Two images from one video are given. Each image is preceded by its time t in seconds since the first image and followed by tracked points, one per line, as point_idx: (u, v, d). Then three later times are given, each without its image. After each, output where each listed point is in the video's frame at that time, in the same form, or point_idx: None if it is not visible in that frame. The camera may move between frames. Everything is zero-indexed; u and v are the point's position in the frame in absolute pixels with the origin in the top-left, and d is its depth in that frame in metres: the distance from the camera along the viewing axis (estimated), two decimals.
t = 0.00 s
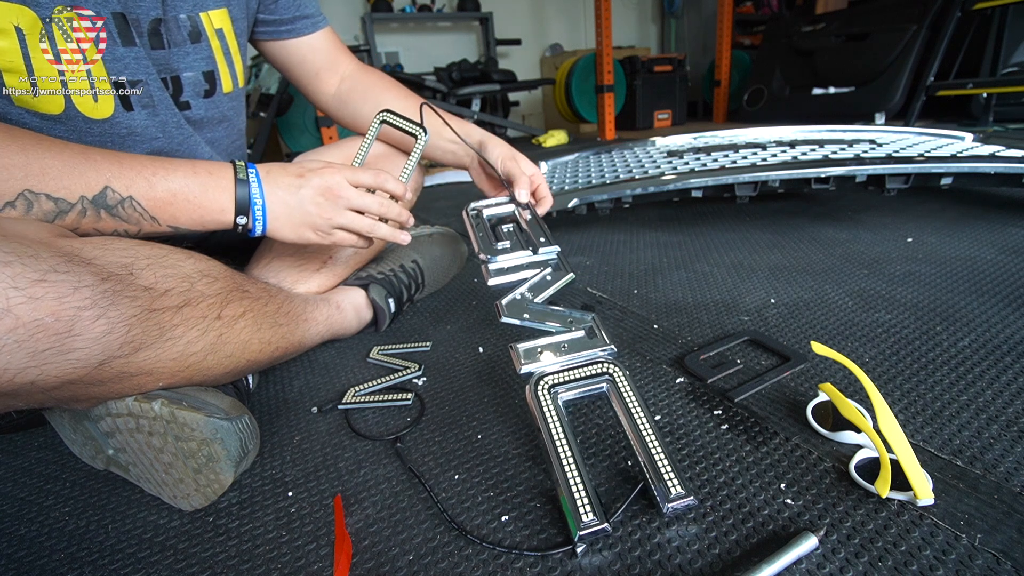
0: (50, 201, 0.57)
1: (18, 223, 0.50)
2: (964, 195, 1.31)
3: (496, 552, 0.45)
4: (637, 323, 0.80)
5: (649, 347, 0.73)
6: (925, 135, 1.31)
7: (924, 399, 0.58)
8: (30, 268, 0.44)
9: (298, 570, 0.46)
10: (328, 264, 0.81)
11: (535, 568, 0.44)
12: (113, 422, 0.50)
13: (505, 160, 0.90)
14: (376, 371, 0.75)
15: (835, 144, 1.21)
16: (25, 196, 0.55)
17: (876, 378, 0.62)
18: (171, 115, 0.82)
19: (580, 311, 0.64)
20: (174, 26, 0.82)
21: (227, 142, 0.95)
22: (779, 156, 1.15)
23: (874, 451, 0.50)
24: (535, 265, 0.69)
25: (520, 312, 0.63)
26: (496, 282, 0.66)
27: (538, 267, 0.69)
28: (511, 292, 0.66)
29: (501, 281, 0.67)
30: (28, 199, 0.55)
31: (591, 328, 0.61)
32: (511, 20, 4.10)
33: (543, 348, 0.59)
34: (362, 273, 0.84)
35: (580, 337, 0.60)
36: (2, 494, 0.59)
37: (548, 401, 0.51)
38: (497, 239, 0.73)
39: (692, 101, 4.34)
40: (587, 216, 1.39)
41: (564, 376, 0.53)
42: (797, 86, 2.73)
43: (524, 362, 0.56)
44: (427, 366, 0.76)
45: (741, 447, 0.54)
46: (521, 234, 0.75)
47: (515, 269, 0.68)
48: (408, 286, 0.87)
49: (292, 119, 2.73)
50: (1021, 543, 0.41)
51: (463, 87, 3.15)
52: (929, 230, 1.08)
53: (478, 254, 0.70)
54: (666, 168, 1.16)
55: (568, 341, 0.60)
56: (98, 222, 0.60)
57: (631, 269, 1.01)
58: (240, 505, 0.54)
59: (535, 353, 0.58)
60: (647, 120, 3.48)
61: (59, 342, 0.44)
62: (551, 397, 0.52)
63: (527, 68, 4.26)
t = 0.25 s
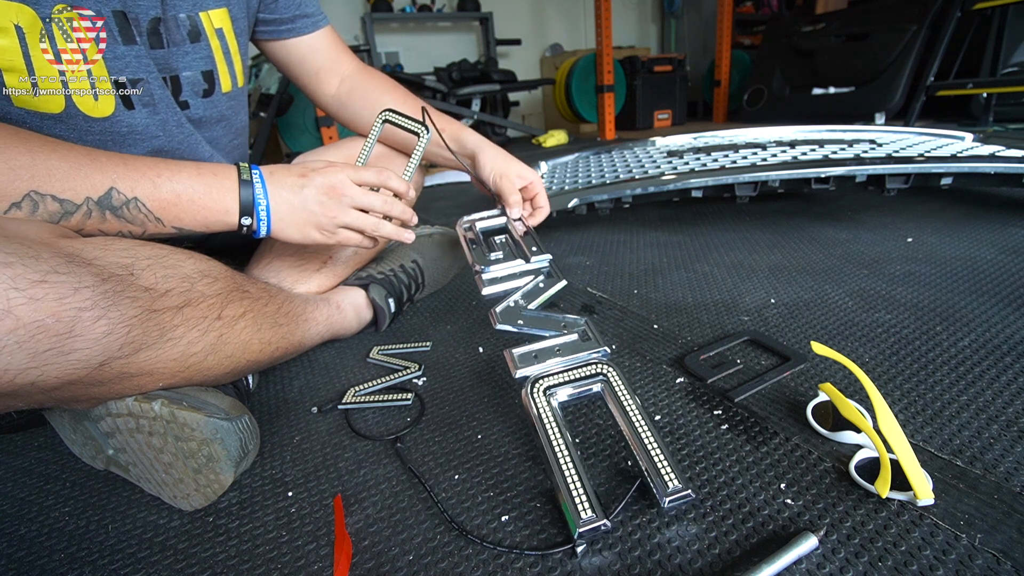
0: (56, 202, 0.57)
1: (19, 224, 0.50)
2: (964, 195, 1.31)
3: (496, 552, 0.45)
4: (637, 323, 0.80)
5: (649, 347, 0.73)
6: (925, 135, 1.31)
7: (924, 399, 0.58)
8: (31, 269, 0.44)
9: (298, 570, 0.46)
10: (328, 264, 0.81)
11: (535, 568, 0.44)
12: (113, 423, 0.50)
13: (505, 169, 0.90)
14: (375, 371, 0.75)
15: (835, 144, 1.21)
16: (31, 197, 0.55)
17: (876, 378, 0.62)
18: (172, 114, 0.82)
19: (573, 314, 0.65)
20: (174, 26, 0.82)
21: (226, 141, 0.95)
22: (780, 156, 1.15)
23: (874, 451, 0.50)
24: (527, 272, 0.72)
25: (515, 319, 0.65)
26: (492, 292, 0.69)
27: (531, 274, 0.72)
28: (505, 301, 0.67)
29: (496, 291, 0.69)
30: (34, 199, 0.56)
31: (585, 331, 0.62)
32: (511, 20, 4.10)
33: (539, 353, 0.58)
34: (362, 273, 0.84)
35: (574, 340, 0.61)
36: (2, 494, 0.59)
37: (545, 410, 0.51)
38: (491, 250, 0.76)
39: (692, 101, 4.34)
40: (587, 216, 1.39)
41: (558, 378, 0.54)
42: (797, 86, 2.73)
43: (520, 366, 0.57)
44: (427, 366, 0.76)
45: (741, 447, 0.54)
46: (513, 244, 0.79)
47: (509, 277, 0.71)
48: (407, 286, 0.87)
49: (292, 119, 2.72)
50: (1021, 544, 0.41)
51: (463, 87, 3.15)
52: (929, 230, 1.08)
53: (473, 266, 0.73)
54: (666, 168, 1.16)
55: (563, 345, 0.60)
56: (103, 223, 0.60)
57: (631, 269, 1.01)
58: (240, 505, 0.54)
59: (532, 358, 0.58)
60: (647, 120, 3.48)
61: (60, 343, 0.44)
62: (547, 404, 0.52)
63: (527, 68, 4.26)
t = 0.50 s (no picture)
0: (56, 203, 0.57)
1: (19, 224, 0.50)
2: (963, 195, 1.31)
3: (495, 552, 0.45)
4: (637, 323, 0.80)
5: (649, 347, 0.73)
6: (926, 135, 1.31)
7: (924, 399, 0.58)
8: (30, 269, 0.44)
9: (298, 570, 0.46)
10: (328, 263, 0.81)
11: (535, 568, 0.44)
12: (113, 423, 0.50)
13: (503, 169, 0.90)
14: (375, 371, 0.75)
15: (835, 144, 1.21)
16: (31, 198, 0.55)
17: (876, 378, 0.62)
18: (167, 112, 0.81)
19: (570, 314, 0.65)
20: (168, 24, 0.82)
21: (222, 140, 0.95)
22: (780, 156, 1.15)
23: (874, 451, 0.50)
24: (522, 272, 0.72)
25: (511, 318, 0.65)
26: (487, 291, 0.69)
27: (527, 274, 0.72)
28: (501, 300, 0.67)
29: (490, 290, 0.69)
30: (34, 201, 0.56)
31: (582, 331, 0.62)
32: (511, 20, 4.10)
33: (537, 353, 0.58)
34: (362, 273, 0.84)
35: (572, 340, 0.60)
36: (2, 494, 0.59)
37: (544, 404, 0.51)
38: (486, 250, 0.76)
39: (692, 101, 4.34)
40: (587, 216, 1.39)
41: (554, 378, 0.54)
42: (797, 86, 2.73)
43: (519, 366, 0.56)
44: (427, 366, 0.76)
45: (741, 447, 0.54)
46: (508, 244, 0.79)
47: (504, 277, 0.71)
48: (407, 286, 0.87)
49: (292, 119, 2.72)
50: (1021, 544, 0.41)
51: (463, 87, 3.15)
52: (929, 230, 1.08)
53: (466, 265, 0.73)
54: (666, 168, 1.16)
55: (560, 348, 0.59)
56: (103, 223, 0.59)
57: (631, 269, 1.01)
58: (241, 505, 0.54)
59: (529, 358, 0.57)
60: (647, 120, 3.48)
61: (59, 343, 0.44)
62: (546, 399, 0.52)
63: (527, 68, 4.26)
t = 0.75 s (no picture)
0: (56, 205, 0.57)
1: (18, 225, 0.50)
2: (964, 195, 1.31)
3: (496, 552, 0.45)
4: (637, 323, 0.80)
5: (649, 347, 0.73)
6: (926, 135, 1.31)
7: (924, 399, 0.58)
8: (30, 269, 0.44)
9: (298, 570, 0.46)
10: (328, 264, 0.81)
11: (535, 568, 0.44)
12: (113, 422, 0.50)
13: (503, 154, 0.89)
14: (375, 372, 0.75)
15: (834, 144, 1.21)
16: (30, 199, 0.55)
17: (876, 378, 0.62)
18: (165, 115, 0.82)
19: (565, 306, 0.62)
20: (167, 25, 0.81)
21: (223, 143, 0.95)
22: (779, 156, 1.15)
23: (874, 451, 0.50)
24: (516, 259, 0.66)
25: (505, 310, 0.61)
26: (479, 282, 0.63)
27: (521, 262, 0.66)
28: (495, 290, 0.63)
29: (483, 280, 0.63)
30: (34, 203, 0.55)
31: (579, 324, 0.60)
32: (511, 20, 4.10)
33: (534, 346, 0.56)
34: (362, 273, 0.84)
35: (569, 334, 0.58)
36: (2, 494, 0.59)
37: (543, 403, 0.51)
38: (476, 233, 0.69)
39: (692, 102, 4.34)
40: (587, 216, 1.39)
41: (554, 377, 0.53)
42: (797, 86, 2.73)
43: (516, 362, 0.54)
44: (427, 366, 0.76)
45: (741, 447, 0.54)
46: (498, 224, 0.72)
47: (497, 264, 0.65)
48: (407, 287, 0.87)
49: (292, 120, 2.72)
50: (1021, 543, 0.41)
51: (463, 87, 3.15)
52: (929, 230, 1.08)
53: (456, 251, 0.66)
54: (666, 168, 1.16)
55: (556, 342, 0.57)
56: (103, 227, 0.60)
57: (631, 269, 1.01)
58: (241, 505, 0.54)
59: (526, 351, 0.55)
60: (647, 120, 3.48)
61: (59, 343, 0.45)
62: (545, 398, 0.52)
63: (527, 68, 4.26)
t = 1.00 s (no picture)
0: (57, 207, 0.57)
1: (18, 226, 0.50)
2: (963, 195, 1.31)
3: (496, 552, 0.45)
4: (637, 323, 0.80)
5: (649, 347, 0.73)
6: (925, 135, 1.31)
7: (924, 399, 0.58)
8: (31, 270, 0.44)
9: (298, 570, 0.46)
10: (328, 263, 0.81)
11: (535, 568, 0.44)
12: (113, 423, 0.50)
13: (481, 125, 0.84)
14: (375, 372, 0.75)
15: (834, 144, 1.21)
16: (31, 202, 0.56)
17: (876, 378, 0.62)
18: (170, 119, 0.81)
19: (561, 297, 0.57)
20: (173, 27, 0.81)
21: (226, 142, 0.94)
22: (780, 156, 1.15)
23: (874, 451, 0.50)
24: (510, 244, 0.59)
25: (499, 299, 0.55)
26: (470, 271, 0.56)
27: (515, 246, 0.60)
28: (488, 277, 0.56)
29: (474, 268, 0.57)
30: (35, 204, 0.56)
31: (578, 316, 0.55)
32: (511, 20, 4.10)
33: (532, 342, 0.52)
34: (362, 273, 0.84)
35: (568, 328, 0.54)
36: (2, 494, 0.59)
37: (543, 400, 0.48)
38: (465, 211, 0.62)
39: (692, 102, 4.34)
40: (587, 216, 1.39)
41: (555, 375, 0.50)
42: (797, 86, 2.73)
43: (513, 357, 0.50)
44: (427, 365, 0.76)
45: (741, 447, 0.54)
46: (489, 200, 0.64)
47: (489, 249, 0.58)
48: (407, 286, 0.87)
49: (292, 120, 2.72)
50: (1021, 544, 0.41)
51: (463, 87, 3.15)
52: (929, 230, 1.08)
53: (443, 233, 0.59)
54: (666, 168, 1.16)
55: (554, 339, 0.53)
56: (107, 226, 0.60)
57: (631, 269, 1.01)
58: (241, 505, 0.54)
59: (523, 347, 0.51)
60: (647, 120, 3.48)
61: (60, 344, 0.45)
62: (545, 395, 0.49)
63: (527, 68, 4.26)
